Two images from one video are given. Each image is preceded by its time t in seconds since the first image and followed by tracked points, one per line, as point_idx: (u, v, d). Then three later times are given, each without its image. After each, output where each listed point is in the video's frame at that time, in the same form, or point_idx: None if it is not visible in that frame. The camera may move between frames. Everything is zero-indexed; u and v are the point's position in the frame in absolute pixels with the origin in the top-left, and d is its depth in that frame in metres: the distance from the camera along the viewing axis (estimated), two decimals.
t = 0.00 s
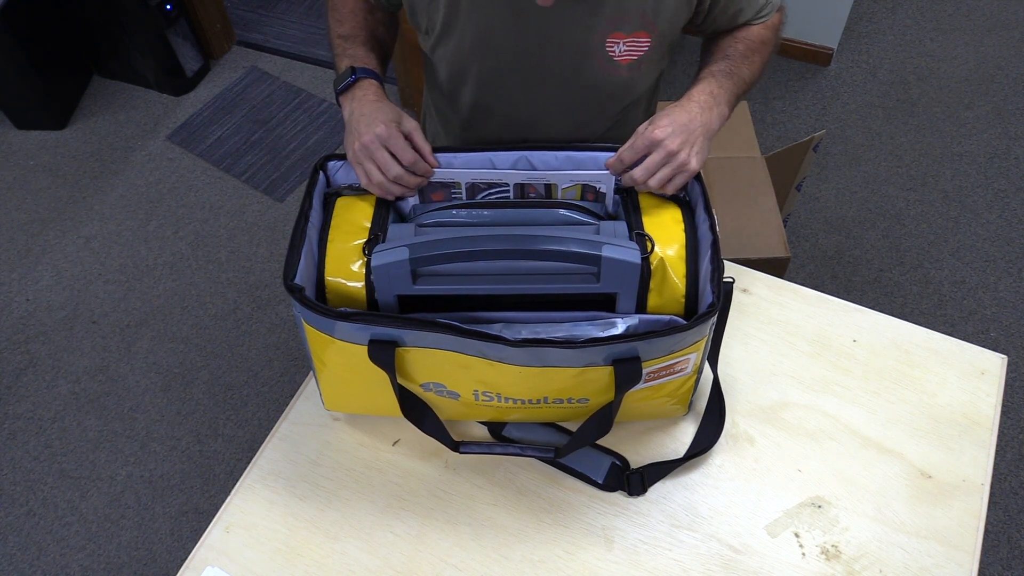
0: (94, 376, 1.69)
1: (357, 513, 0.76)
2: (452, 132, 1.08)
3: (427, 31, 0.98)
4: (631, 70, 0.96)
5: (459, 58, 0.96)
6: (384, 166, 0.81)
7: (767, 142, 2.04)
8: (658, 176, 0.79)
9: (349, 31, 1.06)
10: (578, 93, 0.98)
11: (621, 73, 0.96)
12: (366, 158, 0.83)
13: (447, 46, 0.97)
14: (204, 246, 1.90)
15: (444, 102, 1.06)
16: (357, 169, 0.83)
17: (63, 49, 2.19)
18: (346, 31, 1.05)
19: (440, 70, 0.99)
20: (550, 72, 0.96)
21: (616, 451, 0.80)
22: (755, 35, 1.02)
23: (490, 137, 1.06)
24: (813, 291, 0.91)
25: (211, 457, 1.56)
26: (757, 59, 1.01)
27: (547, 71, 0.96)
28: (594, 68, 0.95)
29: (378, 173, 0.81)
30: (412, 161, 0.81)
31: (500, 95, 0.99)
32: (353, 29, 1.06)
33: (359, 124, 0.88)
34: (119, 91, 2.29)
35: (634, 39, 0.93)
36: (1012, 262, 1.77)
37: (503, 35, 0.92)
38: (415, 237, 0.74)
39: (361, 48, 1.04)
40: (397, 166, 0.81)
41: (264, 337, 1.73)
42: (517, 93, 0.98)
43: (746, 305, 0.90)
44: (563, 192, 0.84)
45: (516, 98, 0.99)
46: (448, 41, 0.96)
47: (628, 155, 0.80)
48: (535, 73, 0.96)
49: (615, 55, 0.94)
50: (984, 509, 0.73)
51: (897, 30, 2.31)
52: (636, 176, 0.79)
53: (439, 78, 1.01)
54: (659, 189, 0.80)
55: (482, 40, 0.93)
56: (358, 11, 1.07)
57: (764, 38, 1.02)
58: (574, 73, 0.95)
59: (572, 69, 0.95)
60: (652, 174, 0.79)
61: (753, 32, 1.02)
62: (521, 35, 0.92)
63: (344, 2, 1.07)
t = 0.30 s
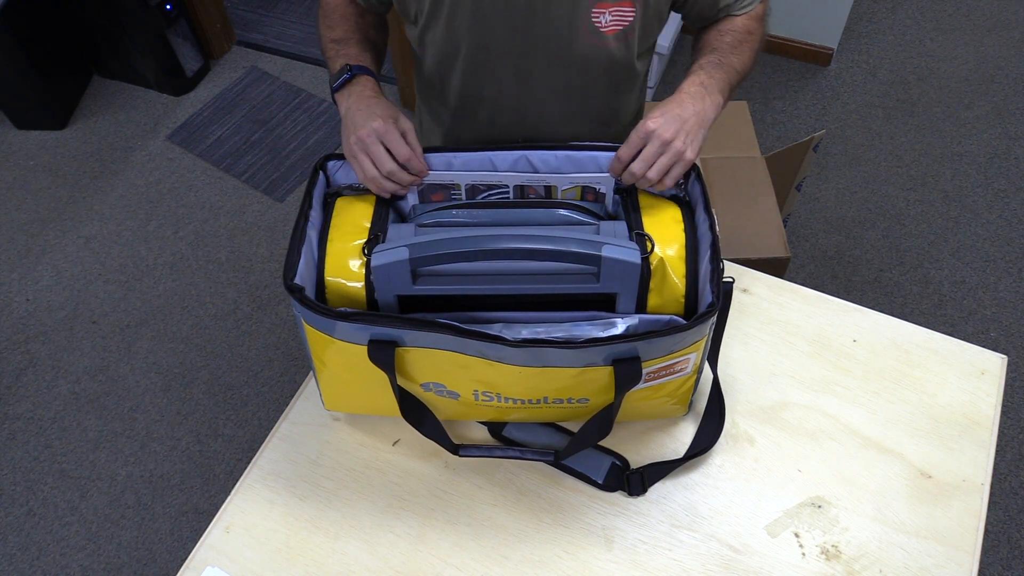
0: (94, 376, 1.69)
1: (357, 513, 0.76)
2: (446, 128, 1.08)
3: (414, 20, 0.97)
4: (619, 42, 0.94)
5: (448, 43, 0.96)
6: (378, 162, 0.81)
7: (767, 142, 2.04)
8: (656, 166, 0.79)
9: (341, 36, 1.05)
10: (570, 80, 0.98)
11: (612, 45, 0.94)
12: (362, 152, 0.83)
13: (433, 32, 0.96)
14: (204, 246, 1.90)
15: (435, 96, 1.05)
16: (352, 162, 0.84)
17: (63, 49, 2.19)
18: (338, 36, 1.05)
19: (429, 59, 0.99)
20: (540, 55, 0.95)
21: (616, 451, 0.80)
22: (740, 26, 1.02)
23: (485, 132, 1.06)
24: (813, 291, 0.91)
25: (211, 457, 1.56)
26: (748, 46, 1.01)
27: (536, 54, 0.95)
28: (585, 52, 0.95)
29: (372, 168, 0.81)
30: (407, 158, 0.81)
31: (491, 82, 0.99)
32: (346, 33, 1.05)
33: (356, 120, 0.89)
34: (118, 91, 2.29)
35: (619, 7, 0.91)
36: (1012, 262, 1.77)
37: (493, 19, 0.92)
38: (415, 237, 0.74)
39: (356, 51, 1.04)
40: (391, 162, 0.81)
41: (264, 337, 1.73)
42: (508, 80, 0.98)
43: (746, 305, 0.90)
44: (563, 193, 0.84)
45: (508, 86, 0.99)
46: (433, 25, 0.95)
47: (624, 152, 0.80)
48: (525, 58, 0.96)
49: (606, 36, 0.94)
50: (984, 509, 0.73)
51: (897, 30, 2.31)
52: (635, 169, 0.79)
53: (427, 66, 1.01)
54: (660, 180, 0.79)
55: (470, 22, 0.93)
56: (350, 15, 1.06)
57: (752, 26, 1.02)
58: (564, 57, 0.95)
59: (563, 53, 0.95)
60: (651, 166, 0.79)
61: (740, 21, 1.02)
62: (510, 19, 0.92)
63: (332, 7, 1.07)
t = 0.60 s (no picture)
0: (95, 376, 1.69)
1: (357, 513, 0.76)
2: (441, 125, 1.08)
3: (402, 12, 0.97)
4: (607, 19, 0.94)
5: (438, 34, 0.96)
6: (374, 158, 0.81)
7: (767, 142, 2.04)
8: (650, 149, 0.81)
9: (334, 39, 1.05)
10: (563, 73, 0.98)
11: (600, 23, 0.94)
12: (359, 150, 0.83)
13: (424, 26, 0.96)
14: (204, 246, 1.90)
15: (428, 92, 1.05)
16: (349, 160, 0.84)
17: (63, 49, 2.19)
18: (332, 39, 1.05)
19: (419, 52, 0.99)
20: (530, 46, 0.96)
21: (616, 451, 0.80)
22: (719, 7, 1.03)
23: (479, 127, 1.06)
24: (813, 290, 0.91)
25: (211, 457, 1.56)
26: (728, 26, 1.03)
27: (527, 45, 0.96)
28: (577, 45, 0.95)
29: (368, 164, 0.81)
30: (404, 155, 0.82)
31: (482, 74, 0.99)
32: (339, 37, 1.05)
33: (354, 119, 0.89)
34: (118, 92, 2.29)
35: None
36: (1012, 262, 1.77)
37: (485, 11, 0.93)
38: (415, 237, 0.74)
39: (353, 53, 1.04)
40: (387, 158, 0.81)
41: (264, 337, 1.73)
42: (500, 73, 0.98)
43: (746, 305, 0.90)
44: (563, 193, 0.84)
45: (498, 78, 0.99)
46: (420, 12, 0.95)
47: (617, 139, 0.81)
48: (516, 49, 0.96)
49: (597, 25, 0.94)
50: (984, 509, 0.73)
51: (897, 30, 2.31)
52: (630, 153, 0.80)
53: (416, 59, 1.01)
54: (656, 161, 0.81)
55: (459, 12, 0.93)
56: (343, 20, 1.07)
57: (730, 8, 1.04)
58: (554, 47, 0.95)
59: (553, 44, 0.95)
60: (644, 149, 0.81)
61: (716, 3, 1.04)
62: (502, 11, 0.93)
63: (326, 12, 1.07)
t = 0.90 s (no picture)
0: (95, 376, 1.69)
1: (357, 513, 0.76)
2: (439, 123, 1.08)
3: (395, 10, 0.96)
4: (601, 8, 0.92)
5: (434, 31, 0.96)
6: (370, 155, 0.82)
7: (767, 142, 2.04)
8: (651, 142, 0.82)
9: (332, 39, 1.06)
10: (560, 70, 0.98)
11: (595, 14, 0.93)
12: (354, 147, 0.84)
13: (420, 24, 0.96)
14: (204, 246, 1.90)
15: (426, 90, 1.05)
16: (345, 157, 0.85)
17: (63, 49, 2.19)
18: (330, 40, 1.05)
19: (415, 49, 0.99)
20: (526, 40, 0.95)
21: (616, 451, 0.80)
22: None
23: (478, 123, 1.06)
24: (814, 290, 0.91)
25: (211, 457, 1.56)
26: (721, 17, 1.03)
27: (522, 39, 0.95)
28: (574, 40, 0.95)
29: (363, 161, 0.82)
30: (400, 153, 0.82)
31: (479, 70, 0.99)
32: (337, 37, 1.05)
33: (350, 116, 0.89)
34: (118, 92, 2.29)
35: None
36: (1012, 261, 1.77)
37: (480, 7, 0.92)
38: (415, 237, 0.74)
39: (352, 53, 1.04)
40: (383, 155, 0.81)
41: (264, 337, 1.73)
42: (497, 67, 0.98)
43: (746, 305, 0.90)
44: (563, 192, 0.84)
45: (495, 72, 0.99)
46: (414, 8, 0.95)
47: (618, 135, 0.82)
48: (512, 43, 0.96)
49: (593, 20, 0.93)
50: (984, 509, 0.73)
51: (897, 30, 2.31)
52: (632, 149, 0.81)
53: (412, 55, 1.00)
54: (657, 154, 0.82)
55: (454, 7, 0.92)
56: (341, 20, 1.07)
57: None
58: (550, 42, 0.95)
59: (549, 39, 0.95)
60: (645, 143, 0.82)
61: None
62: (497, 7, 0.92)
63: (322, 12, 1.07)
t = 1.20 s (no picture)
0: (95, 376, 1.69)
1: (357, 513, 0.76)
2: (438, 122, 1.08)
3: (394, 10, 0.97)
4: (598, 6, 0.93)
5: (432, 29, 0.95)
6: (368, 153, 0.82)
7: (767, 142, 2.04)
8: (651, 141, 0.82)
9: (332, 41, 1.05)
10: (558, 68, 0.98)
11: (592, 11, 0.93)
12: (353, 145, 0.84)
13: (418, 23, 0.95)
14: (204, 246, 1.90)
15: (425, 90, 1.05)
16: (344, 156, 0.85)
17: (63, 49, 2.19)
18: (330, 41, 1.05)
19: (414, 48, 0.99)
20: (524, 38, 0.95)
21: (616, 451, 0.80)
22: None
23: (477, 122, 1.06)
24: (814, 291, 0.91)
25: (211, 457, 1.56)
26: (718, 13, 1.03)
27: (520, 37, 0.95)
28: (572, 37, 0.95)
29: (362, 158, 0.82)
30: (398, 151, 0.82)
31: (478, 69, 0.99)
32: (337, 38, 1.05)
33: (350, 115, 0.90)
34: (118, 92, 2.29)
35: None
36: (1012, 261, 1.77)
37: (478, 4, 0.92)
38: (415, 237, 0.74)
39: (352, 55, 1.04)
40: (381, 153, 0.81)
41: (264, 337, 1.73)
42: (496, 67, 0.98)
43: (746, 305, 0.90)
44: (563, 193, 0.84)
45: (493, 70, 0.99)
46: (413, 6, 0.95)
47: (618, 135, 0.82)
48: (510, 41, 0.95)
49: (591, 16, 0.93)
50: (984, 509, 0.73)
51: (897, 30, 2.31)
52: (633, 148, 0.81)
53: (411, 53, 1.00)
54: (658, 153, 0.82)
55: (452, 4, 0.92)
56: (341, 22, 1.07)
57: None
58: (549, 39, 0.95)
59: (548, 35, 0.95)
60: (646, 142, 0.82)
61: None
62: (495, 6, 0.92)
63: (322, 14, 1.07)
